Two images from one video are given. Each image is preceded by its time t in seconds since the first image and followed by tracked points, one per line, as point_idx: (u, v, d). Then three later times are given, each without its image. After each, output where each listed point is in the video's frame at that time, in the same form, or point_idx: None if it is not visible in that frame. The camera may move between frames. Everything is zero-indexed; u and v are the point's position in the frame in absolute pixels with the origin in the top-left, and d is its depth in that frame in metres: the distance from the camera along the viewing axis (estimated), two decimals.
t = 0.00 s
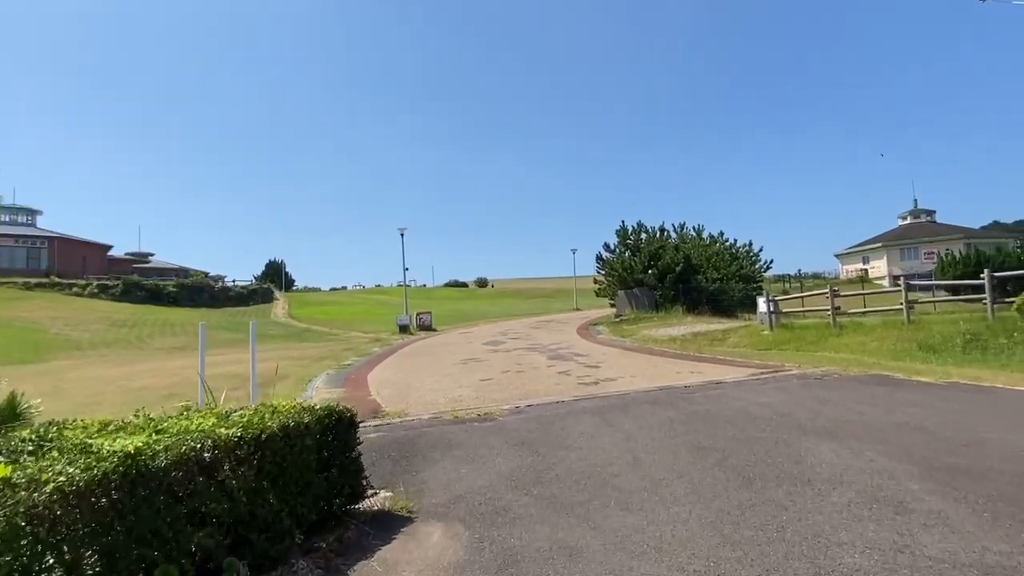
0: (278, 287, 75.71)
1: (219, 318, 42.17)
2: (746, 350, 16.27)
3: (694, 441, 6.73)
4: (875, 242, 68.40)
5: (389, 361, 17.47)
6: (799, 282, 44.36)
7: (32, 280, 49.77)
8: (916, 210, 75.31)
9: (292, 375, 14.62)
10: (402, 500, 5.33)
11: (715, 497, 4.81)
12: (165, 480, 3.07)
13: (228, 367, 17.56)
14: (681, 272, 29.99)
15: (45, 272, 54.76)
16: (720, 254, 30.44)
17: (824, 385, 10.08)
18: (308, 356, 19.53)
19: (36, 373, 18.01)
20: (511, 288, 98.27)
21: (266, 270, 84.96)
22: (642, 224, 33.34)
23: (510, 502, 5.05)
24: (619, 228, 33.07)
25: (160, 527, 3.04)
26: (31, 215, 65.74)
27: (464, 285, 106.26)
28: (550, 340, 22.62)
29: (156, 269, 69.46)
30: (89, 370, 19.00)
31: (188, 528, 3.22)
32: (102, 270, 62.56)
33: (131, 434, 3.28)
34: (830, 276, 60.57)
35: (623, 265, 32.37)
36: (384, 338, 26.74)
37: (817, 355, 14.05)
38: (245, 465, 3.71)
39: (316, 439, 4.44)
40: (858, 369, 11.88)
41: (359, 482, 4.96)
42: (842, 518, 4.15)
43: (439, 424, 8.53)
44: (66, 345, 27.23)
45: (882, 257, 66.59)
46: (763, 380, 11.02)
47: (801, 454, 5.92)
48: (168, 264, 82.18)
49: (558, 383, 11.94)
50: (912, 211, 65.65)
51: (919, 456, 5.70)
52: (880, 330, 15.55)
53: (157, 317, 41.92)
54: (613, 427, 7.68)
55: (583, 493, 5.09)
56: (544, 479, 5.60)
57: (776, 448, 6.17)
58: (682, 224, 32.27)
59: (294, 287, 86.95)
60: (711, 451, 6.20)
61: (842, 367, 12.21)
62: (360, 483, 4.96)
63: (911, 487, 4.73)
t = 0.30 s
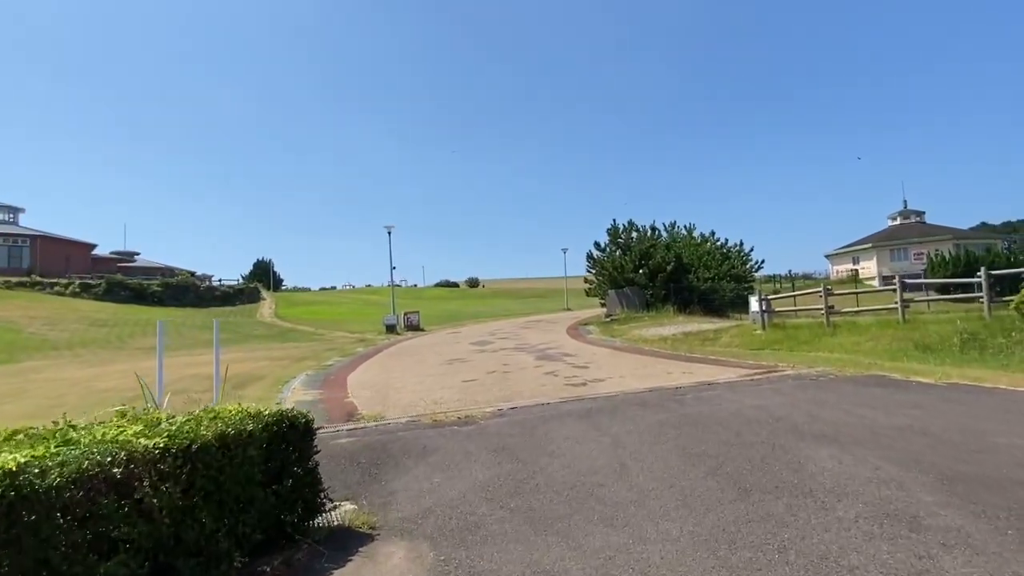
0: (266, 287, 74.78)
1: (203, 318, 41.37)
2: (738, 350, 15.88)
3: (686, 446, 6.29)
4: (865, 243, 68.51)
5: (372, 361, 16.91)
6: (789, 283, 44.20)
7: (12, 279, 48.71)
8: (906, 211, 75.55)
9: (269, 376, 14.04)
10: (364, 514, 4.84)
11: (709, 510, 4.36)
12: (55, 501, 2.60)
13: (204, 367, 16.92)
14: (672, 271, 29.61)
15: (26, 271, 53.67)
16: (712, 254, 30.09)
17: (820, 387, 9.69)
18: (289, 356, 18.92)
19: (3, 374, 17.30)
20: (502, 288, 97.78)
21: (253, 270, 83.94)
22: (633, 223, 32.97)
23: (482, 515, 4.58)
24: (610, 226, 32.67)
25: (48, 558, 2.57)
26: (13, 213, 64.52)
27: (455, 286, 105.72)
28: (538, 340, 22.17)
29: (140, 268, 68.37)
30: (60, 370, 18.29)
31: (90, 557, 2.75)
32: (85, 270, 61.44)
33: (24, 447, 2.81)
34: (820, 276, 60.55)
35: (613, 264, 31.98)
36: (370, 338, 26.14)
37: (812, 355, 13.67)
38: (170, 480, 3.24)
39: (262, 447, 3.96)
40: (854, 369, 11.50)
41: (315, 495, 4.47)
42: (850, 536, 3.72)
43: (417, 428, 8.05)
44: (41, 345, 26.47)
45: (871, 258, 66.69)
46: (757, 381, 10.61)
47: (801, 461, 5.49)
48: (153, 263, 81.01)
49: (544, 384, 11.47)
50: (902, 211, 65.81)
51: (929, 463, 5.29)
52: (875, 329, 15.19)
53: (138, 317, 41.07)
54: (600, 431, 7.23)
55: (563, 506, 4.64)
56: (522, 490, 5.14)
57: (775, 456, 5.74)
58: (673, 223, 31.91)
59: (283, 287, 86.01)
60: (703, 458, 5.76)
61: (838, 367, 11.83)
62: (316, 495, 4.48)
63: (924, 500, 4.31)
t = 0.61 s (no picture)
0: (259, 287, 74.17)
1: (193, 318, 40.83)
2: (736, 351, 15.54)
3: (684, 454, 5.91)
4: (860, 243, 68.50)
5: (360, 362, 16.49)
6: (785, 283, 44.03)
7: None
8: (900, 211, 75.54)
9: (252, 377, 13.59)
10: (333, 531, 4.44)
11: (711, 527, 3.99)
12: None
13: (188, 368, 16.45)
14: (668, 271, 29.28)
15: (14, 269, 53.00)
16: (708, 253, 29.78)
17: (822, 389, 9.34)
18: (276, 357, 18.49)
19: None
20: (497, 287, 97.39)
21: (247, 269, 83.36)
22: (628, 222, 32.63)
23: (462, 533, 4.18)
24: (605, 225, 32.32)
25: None
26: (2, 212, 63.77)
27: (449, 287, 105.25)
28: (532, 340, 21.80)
29: (131, 267, 67.68)
30: (40, 371, 17.79)
31: None
32: (74, 269, 60.71)
33: None
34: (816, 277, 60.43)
35: (608, 263, 31.66)
36: (361, 338, 25.68)
37: (811, 356, 13.33)
38: (97, 501, 2.84)
39: (216, 460, 3.56)
40: (856, 371, 11.14)
41: (278, 510, 4.09)
42: (869, 559, 3.35)
43: (401, 433, 7.63)
44: (24, 345, 25.91)
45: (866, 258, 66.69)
46: (756, 383, 10.24)
47: (808, 470, 5.13)
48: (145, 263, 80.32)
49: (536, 386, 11.08)
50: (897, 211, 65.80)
51: (945, 473, 4.94)
52: (875, 329, 14.87)
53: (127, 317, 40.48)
54: (593, 436, 6.86)
55: (551, 522, 4.25)
56: (507, 503, 4.75)
57: (779, 465, 5.37)
58: (669, 222, 31.62)
59: (276, 287, 85.40)
60: (702, 468, 5.39)
61: (839, 368, 11.49)
62: (280, 511, 4.09)
63: (947, 516, 3.95)
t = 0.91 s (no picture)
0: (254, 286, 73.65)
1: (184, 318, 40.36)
2: (735, 351, 15.16)
3: (684, 463, 5.51)
4: (857, 243, 68.31)
5: (350, 363, 16.06)
6: (783, 283, 43.77)
7: None
8: (898, 211, 75.36)
9: (237, 379, 13.14)
10: (298, 551, 4.03)
11: (714, 548, 3.59)
12: None
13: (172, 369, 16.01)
14: (665, 270, 28.91)
15: (5, 268, 52.41)
16: (705, 253, 29.41)
17: (826, 391, 8.96)
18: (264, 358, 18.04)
19: None
20: (494, 287, 97.00)
21: (241, 269, 82.79)
22: (625, 221, 32.26)
23: (439, 555, 3.78)
24: (601, 224, 31.95)
25: None
26: None
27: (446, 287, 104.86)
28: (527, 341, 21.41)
29: (124, 266, 67.06)
30: (20, 373, 17.31)
31: None
32: (66, 268, 60.15)
33: None
34: (813, 277, 60.20)
35: (605, 263, 31.32)
36: (353, 338, 25.25)
37: (813, 357, 12.95)
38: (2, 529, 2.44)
39: (157, 477, 3.15)
40: (860, 372, 10.76)
41: (235, 530, 3.68)
42: None
43: (384, 439, 7.22)
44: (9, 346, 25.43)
45: (863, 258, 66.53)
46: (757, 385, 9.86)
47: (819, 482, 4.73)
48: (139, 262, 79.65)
49: (529, 388, 10.68)
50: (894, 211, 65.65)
51: (968, 485, 4.55)
52: (878, 329, 14.49)
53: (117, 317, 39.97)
54: (587, 443, 6.45)
55: (537, 542, 3.85)
56: (491, 519, 4.34)
57: (787, 476, 4.97)
58: (666, 221, 31.28)
59: (271, 287, 84.83)
60: (704, 479, 4.99)
61: (843, 370, 11.11)
62: (237, 530, 3.69)
63: (977, 537, 3.57)
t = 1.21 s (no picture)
0: (248, 286, 73.10)
1: (176, 319, 39.91)
2: (733, 351, 14.81)
3: (681, 471, 5.12)
4: (855, 243, 68.05)
5: (339, 364, 15.65)
6: (781, 283, 43.45)
7: None
8: (896, 211, 75.11)
9: (220, 380, 12.70)
10: (254, 571, 3.64)
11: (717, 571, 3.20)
12: None
13: (156, 369, 15.58)
14: (662, 269, 28.55)
15: None
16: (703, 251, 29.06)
17: (829, 393, 8.58)
18: (252, 358, 17.60)
19: None
20: (491, 287, 96.56)
21: (236, 268, 82.24)
22: (622, 219, 31.86)
23: None
24: (598, 222, 31.55)
25: None
26: None
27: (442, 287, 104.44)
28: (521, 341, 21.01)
29: (117, 266, 66.48)
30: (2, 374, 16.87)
31: None
32: (58, 268, 59.61)
33: None
34: (811, 277, 59.93)
35: (601, 262, 30.97)
36: (345, 338, 24.80)
37: (814, 357, 12.55)
38: None
39: (79, 493, 2.75)
40: (864, 373, 10.37)
41: (178, 551, 3.29)
42: None
43: (365, 444, 6.81)
44: None
45: (861, 258, 66.28)
46: (757, 386, 9.46)
47: (828, 493, 4.35)
48: (133, 262, 79.03)
49: (521, 389, 10.27)
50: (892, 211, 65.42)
51: (991, 497, 4.17)
52: (880, 328, 14.12)
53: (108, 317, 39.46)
54: (579, 448, 6.05)
55: (519, 562, 3.47)
56: (470, 536, 3.95)
57: (794, 486, 4.58)
58: (664, 219, 30.93)
59: (266, 287, 84.26)
60: (703, 489, 4.60)
61: (845, 370, 10.73)
62: (180, 551, 3.30)
63: (1008, 557, 3.19)
